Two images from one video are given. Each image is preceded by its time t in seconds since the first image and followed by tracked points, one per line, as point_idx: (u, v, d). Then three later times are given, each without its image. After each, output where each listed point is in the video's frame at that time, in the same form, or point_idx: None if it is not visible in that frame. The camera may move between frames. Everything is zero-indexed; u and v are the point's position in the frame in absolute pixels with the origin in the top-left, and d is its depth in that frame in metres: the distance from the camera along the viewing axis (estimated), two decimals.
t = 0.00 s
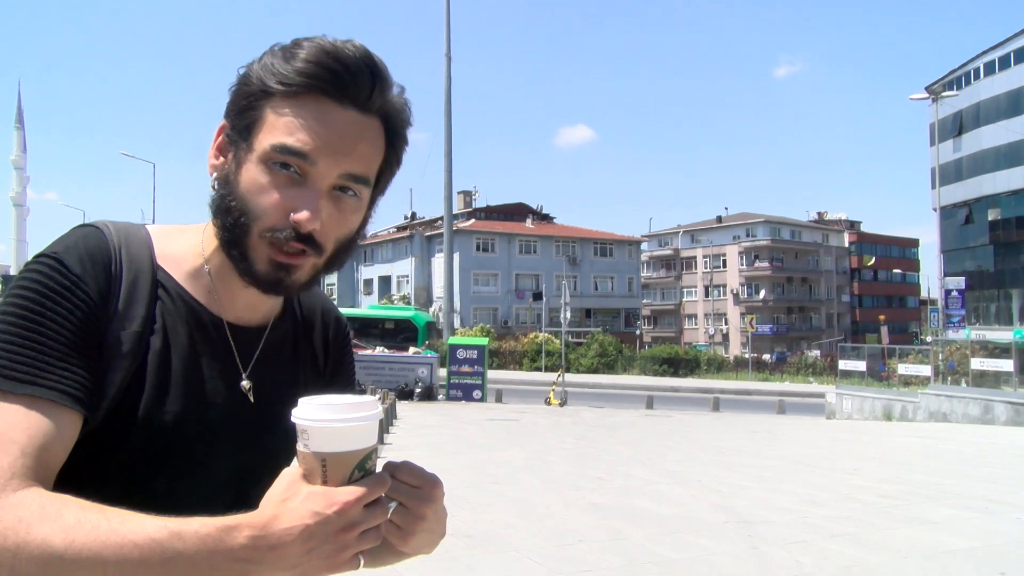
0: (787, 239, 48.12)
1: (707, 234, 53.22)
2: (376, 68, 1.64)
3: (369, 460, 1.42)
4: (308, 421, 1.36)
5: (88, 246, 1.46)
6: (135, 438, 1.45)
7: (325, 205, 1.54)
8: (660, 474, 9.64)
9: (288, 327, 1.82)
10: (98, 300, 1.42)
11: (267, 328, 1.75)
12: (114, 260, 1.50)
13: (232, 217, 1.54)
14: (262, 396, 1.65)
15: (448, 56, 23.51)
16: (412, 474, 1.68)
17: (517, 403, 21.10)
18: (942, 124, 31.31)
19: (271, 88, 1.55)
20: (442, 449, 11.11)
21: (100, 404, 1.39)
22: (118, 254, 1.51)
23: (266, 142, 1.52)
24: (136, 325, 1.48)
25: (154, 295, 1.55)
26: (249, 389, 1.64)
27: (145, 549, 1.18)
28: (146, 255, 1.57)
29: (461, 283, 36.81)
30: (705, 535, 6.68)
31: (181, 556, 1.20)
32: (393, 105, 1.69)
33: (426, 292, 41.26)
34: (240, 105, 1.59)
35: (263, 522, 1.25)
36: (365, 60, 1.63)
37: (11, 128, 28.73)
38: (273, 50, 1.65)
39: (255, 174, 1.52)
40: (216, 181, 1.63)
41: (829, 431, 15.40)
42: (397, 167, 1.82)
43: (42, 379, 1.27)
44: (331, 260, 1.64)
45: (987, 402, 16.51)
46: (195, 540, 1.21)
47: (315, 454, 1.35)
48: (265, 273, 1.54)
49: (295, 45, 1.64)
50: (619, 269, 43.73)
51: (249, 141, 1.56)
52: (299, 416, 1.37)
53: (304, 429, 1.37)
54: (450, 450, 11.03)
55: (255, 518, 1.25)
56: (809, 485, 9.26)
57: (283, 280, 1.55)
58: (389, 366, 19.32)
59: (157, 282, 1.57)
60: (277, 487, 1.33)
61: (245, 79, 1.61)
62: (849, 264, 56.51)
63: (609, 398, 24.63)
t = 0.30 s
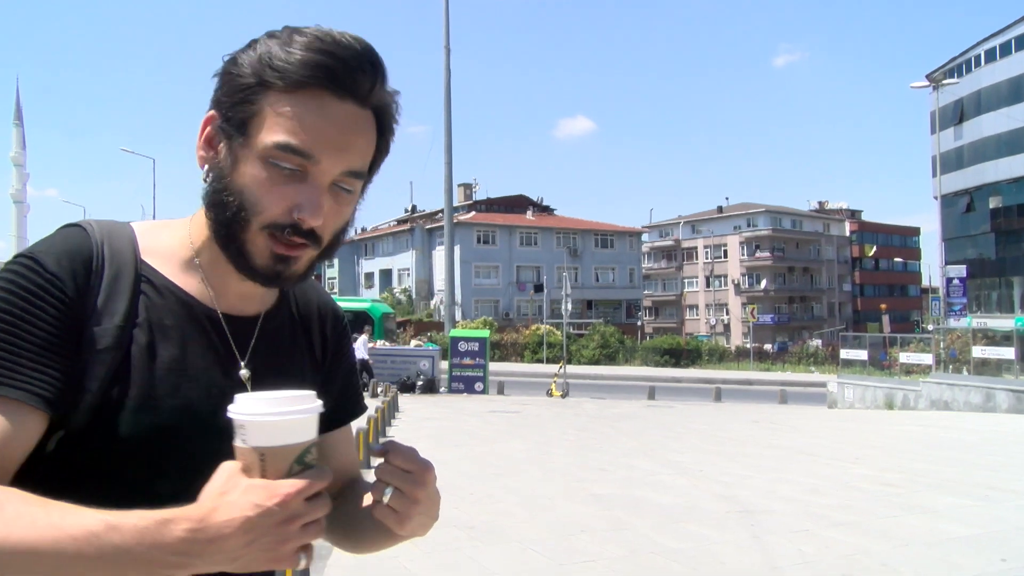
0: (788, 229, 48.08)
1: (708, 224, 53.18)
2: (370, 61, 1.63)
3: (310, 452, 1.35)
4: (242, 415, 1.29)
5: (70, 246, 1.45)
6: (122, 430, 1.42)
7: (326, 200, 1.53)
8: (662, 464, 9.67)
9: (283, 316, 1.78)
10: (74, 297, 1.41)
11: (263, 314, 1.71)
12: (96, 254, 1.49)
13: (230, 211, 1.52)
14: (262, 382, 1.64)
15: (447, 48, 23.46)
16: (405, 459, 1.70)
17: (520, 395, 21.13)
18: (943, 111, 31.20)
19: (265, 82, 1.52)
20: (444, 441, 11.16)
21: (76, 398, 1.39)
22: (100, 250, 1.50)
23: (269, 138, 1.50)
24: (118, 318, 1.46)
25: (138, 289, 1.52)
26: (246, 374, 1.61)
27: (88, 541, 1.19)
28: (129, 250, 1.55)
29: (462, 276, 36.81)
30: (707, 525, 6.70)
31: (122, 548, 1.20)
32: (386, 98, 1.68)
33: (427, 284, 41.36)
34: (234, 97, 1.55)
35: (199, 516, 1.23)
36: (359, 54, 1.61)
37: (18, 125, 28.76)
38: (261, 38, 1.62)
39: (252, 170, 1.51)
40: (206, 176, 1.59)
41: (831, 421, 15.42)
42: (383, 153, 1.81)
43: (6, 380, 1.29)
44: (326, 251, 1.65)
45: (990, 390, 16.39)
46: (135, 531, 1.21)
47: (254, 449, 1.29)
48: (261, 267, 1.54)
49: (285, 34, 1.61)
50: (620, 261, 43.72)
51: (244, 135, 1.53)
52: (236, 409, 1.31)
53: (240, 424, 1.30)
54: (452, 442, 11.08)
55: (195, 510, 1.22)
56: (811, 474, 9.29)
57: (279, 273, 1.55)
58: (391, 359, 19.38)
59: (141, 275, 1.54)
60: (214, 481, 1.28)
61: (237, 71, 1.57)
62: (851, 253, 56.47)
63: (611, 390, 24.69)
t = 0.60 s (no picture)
0: (781, 222, 48.16)
1: (701, 217, 53.23)
2: (355, 68, 1.56)
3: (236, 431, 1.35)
4: (166, 393, 1.27)
5: (42, 231, 1.40)
6: (93, 422, 1.36)
7: (309, 211, 1.50)
8: (655, 457, 9.70)
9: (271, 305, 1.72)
10: (44, 284, 1.36)
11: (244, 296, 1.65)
12: (72, 240, 1.44)
13: (212, 220, 1.49)
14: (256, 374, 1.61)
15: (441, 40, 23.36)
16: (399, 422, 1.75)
17: (513, 387, 21.14)
18: (936, 105, 31.21)
19: (249, 96, 1.45)
20: (437, 433, 11.16)
21: (39, 384, 1.33)
22: (76, 236, 1.45)
23: (252, 153, 1.45)
24: (92, 302, 1.40)
25: (114, 276, 1.46)
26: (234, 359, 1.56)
27: (11, 521, 1.18)
28: (105, 236, 1.50)
29: (456, 268, 36.77)
30: (701, 517, 6.73)
31: (41, 531, 1.19)
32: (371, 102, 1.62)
33: (421, 277, 41.30)
34: (212, 107, 1.47)
35: (123, 499, 1.22)
36: (346, 62, 1.54)
37: (8, 115, 28.49)
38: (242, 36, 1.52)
39: (236, 185, 1.46)
40: (187, 179, 1.54)
41: (823, 413, 15.50)
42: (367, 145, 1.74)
43: None
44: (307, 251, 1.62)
45: (981, 382, 16.49)
46: (55, 516, 1.20)
47: (176, 427, 1.28)
48: (244, 271, 1.52)
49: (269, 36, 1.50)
50: (613, 253, 43.76)
51: (226, 147, 1.47)
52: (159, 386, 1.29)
53: (165, 402, 1.28)
54: (446, 435, 11.08)
55: (118, 492, 1.22)
56: (804, 466, 9.33)
57: (261, 277, 1.54)
58: (384, 352, 19.43)
59: (118, 261, 1.49)
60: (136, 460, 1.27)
61: (215, 77, 1.49)
62: (843, 246, 56.59)
63: (605, 382, 24.73)
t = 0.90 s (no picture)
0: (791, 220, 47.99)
1: (711, 215, 53.02)
2: (317, 54, 1.57)
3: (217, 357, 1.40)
4: (154, 325, 1.29)
5: (53, 228, 1.38)
6: (110, 417, 1.36)
7: (274, 188, 1.47)
8: (665, 455, 9.69)
9: (264, 290, 1.70)
10: (60, 275, 1.34)
11: (239, 292, 1.63)
12: (84, 238, 1.41)
13: (181, 207, 1.45)
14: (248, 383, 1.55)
15: (450, 39, 23.38)
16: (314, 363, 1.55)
17: (522, 386, 21.14)
18: (948, 101, 30.93)
19: (209, 80, 1.48)
20: (447, 432, 11.18)
21: (57, 376, 1.32)
22: (88, 235, 1.42)
23: (213, 133, 1.46)
24: (106, 297, 1.38)
25: (125, 274, 1.44)
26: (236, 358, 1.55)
27: (41, 484, 1.19)
28: (112, 234, 1.46)
29: (465, 267, 36.83)
30: (712, 515, 6.72)
31: (79, 480, 1.21)
32: (337, 87, 1.61)
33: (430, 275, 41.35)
34: (179, 101, 1.50)
35: (148, 434, 1.24)
36: (307, 45, 1.55)
37: (20, 116, 28.70)
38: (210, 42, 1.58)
39: (202, 163, 1.45)
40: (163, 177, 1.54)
41: (835, 411, 15.44)
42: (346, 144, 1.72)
43: None
44: (285, 242, 1.57)
45: (994, 380, 16.37)
46: (89, 465, 1.21)
47: (170, 357, 1.32)
48: (218, 259, 1.45)
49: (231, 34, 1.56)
50: (623, 251, 43.70)
51: (193, 134, 1.48)
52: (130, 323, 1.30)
53: (159, 334, 1.30)
54: (455, 433, 11.10)
55: (143, 429, 1.24)
56: (815, 464, 9.29)
57: (237, 264, 1.46)
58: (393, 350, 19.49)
59: (127, 258, 1.46)
60: (136, 397, 1.29)
61: (181, 73, 1.53)
62: (854, 244, 56.34)
63: (615, 380, 24.73)
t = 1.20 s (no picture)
0: (801, 220, 47.76)
1: (720, 216, 52.86)
2: (322, 51, 1.56)
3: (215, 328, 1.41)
4: (160, 296, 1.29)
5: (75, 230, 1.37)
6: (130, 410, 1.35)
7: (283, 184, 1.46)
8: (675, 456, 9.66)
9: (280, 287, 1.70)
10: (81, 274, 1.33)
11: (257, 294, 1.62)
12: (104, 239, 1.40)
13: (193, 207, 1.46)
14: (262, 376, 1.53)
15: (459, 40, 23.40)
16: (279, 304, 1.60)
17: (531, 387, 21.13)
18: (960, 101, 30.72)
19: (220, 81, 1.48)
20: (456, 432, 11.18)
21: (78, 376, 1.31)
22: (108, 236, 1.41)
23: (223, 132, 1.46)
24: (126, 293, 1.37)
25: (143, 271, 1.42)
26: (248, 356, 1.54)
27: (69, 466, 1.18)
28: (132, 237, 1.45)
29: (474, 267, 36.86)
30: (722, 517, 6.69)
31: (103, 456, 1.20)
32: (344, 86, 1.60)
33: (439, 276, 41.41)
34: (190, 103, 1.51)
35: (171, 411, 1.23)
36: (312, 44, 1.55)
37: (32, 116, 28.89)
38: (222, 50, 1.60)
39: (213, 162, 1.45)
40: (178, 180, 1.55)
41: (845, 413, 15.35)
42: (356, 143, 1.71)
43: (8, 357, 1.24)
44: (298, 239, 1.56)
45: (1007, 383, 16.25)
46: (114, 445, 1.20)
47: (177, 326, 1.33)
48: (232, 255, 1.44)
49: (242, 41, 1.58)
50: (632, 252, 43.64)
51: (203, 135, 1.48)
52: (129, 296, 1.31)
53: (168, 306, 1.31)
54: (464, 433, 11.10)
55: (165, 402, 1.23)
56: (826, 466, 9.24)
57: (248, 260, 1.45)
58: (402, 350, 19.51)
59: (146, 258, 1.45)
60: (146, 369, 1.27)
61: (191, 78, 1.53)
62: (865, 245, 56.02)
63: (623, 381, 24.69)
